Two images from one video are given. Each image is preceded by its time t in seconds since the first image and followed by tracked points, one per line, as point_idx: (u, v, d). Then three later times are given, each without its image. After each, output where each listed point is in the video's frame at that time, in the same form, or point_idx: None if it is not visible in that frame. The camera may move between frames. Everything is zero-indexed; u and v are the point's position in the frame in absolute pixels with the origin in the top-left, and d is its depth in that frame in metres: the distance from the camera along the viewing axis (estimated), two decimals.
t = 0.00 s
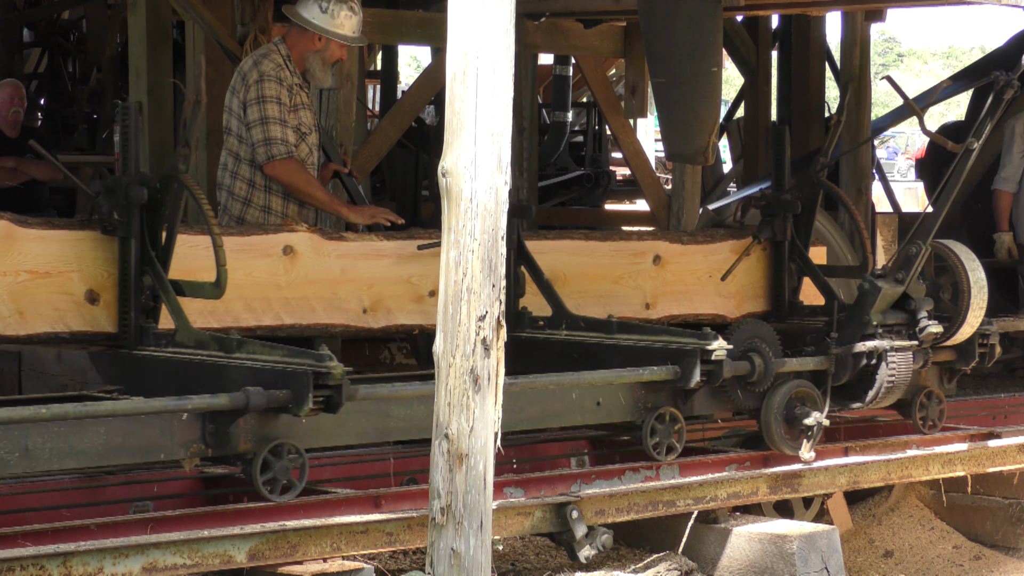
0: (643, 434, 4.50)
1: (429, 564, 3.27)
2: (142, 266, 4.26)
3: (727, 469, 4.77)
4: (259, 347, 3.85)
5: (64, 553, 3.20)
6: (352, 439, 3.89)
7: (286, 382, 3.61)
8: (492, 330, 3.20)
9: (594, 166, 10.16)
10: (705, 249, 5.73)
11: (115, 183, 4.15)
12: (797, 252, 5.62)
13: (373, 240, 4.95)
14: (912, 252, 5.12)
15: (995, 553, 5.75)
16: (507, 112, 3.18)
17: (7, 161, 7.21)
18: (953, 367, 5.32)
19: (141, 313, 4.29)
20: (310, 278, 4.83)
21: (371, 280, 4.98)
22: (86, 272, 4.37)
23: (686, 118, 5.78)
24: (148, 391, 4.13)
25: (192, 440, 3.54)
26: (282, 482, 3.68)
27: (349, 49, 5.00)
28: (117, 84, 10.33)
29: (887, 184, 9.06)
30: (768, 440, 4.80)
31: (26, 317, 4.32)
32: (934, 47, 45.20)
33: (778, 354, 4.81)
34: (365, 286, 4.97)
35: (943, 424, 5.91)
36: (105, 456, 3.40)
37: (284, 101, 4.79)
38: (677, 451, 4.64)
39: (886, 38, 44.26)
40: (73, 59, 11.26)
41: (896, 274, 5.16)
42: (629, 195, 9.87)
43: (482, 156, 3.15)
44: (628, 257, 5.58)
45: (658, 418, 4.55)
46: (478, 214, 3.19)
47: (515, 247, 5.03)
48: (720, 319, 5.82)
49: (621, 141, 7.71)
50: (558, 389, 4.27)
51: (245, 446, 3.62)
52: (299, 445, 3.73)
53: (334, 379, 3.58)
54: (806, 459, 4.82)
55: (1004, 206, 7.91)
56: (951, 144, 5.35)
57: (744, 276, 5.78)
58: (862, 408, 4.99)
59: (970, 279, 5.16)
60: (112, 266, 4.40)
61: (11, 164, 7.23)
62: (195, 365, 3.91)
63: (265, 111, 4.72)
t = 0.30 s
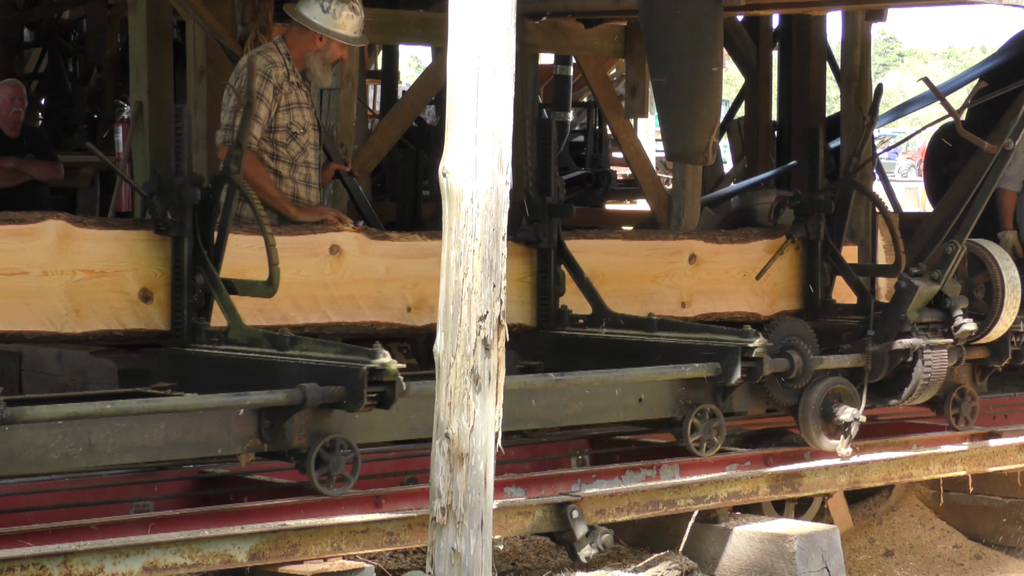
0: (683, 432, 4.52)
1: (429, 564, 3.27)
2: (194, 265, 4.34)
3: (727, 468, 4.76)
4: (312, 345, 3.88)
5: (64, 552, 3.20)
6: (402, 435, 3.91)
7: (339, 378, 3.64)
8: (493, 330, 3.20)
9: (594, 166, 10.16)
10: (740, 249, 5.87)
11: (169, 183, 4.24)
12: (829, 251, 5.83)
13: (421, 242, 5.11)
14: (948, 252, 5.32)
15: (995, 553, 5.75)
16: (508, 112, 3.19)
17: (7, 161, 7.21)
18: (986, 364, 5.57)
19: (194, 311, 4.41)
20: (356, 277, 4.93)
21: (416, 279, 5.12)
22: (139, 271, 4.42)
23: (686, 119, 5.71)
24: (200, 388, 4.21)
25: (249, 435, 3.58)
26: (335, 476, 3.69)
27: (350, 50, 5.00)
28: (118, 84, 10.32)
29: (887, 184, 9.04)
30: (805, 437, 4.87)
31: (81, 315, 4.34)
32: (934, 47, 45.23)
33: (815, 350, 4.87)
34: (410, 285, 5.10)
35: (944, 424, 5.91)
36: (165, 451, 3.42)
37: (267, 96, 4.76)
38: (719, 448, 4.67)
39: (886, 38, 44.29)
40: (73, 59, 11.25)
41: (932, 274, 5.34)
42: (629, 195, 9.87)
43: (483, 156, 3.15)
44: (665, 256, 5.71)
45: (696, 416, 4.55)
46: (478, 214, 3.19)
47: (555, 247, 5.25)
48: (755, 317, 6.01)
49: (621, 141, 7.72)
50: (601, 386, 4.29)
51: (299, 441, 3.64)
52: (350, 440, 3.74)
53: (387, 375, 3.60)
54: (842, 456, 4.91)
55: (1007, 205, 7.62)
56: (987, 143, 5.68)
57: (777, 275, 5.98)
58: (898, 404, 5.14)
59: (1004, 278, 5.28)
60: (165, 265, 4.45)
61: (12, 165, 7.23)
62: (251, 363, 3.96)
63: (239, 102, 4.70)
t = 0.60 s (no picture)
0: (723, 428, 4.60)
1: (429, 564, 3.27)
2: (245, 265, 4.35)
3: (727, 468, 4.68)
4: (366, 342, 4.00)
5: (65, 553, 3.19)
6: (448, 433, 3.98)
7: (392, 375, 3.74)
8: (492, 330, 3.20)
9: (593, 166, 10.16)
10: (772, 248, 5.88)
11: (221, 186, 4.25)
12: (861, 250, 5.76)
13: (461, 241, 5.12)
14: (983, 251, 5.35)
15: (995, 553, 5.75)
16: (507, 111, 3.18)
17: (7, 162, 7.20)
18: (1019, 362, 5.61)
19: (245, 311, 4.39)
20: (400, 276, 4.97)
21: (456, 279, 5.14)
22: (191, 270, 4.44)
23: (685, 118, 5.72)
24: (251, 385, 4.27)
25: (303, 432, 3.73)
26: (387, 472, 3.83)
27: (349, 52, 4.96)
28: (117, 84, 10.31)
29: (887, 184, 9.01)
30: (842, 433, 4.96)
31: (136, 314, 4.37)
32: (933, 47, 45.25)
33: (851, 348, 5.00)
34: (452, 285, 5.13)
35: (943, 424, 5.92)
36: (223, 446, 3.55)
37: (255, 87, 4.79)
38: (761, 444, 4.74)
39: (885, 38, 44.30)
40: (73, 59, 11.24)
41: (967, 271, 5.37)
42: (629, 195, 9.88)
43: (482, 156, 3.15)
44: (700, 255, 5.71)
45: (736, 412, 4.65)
46: (477, 214, 3.18)
47: (595, 246, 5.24)
48: (788, 316, 5.96)
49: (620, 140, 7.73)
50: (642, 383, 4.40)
51: (352, 437, 3.78)
52: (401, 436, 3.89)
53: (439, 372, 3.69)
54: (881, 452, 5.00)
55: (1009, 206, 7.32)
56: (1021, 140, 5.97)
57: (810, 274, 5.90)
58: (934, 400, 5.23)
59: None
60: (217, 264, 4.49)
61: (11, 165, 7.22)
62: (304, 362, 4.03)
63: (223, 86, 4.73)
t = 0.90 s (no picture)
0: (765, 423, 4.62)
1: (430, 564, 3.27)
2: (296, 264, 4.38)
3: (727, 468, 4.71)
4: (415, 339, 4.06)
5: (65, 553, 3.20)
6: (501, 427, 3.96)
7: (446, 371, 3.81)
8: (492, 329, 3.20)
9: (594, 166, 10.17)
10: (807, 247, 5.95)
11: (273, 187, 4.26)
12: (894, 247, 5.75)
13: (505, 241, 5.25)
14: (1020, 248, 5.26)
15: (996, 551, 5.75)
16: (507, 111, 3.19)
17: (7, 163, 7.20)
18: None
19: (296, 308, 4.44)
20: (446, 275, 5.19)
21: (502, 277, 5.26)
22: (244, 270, 4.53)
23: (684, 117, 5.71)
24: (304, 381, 4.30)
25: (359, 426, 3.72)
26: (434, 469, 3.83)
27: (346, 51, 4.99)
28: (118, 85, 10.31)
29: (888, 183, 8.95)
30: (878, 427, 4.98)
31: (190, 313, 4.49)
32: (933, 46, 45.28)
33: (888, 345, 5.00)
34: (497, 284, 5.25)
35: (944, 423, 5.91)
36: (281, 441, 3.57)
37: (262, 94, 4.77)
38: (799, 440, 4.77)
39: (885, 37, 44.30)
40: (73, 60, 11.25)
41: (1003, 268, 5.26)
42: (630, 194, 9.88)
43: (482, 156, 3.15)
44: (736, 253, 5.81)
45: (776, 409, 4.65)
46: (477, 214, 3.18)
47: (634, 245, 5.29)
48: (821, 313, 6.03)
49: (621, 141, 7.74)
50: (686, 379, 4.41)
51: (406, 433, 3.75)
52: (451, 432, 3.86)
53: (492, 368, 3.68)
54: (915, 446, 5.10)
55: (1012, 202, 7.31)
56: None
57: (844, 271, 5.94)
58: (970, 396, 5.19)
59: None
60: (268, 264, 4.56)
61: (11, 166, 7.21)
62: (355, 359, 4.09)
63: (233, 99, 4.71)
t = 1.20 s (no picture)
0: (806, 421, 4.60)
1: (430, 564, 3.27)
2: (349, 263, 4.38)
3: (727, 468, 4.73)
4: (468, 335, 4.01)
5: (65, 554, 3.20)
6: (549, 423, 4.03)
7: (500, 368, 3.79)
8: (492, 329, 3.20)
9: (594, 166, 10.17)
10: (843, 243, 5.86)
11: (327, 192, 4.26)
12: (928, 246, 5.69)
13: (549, 240, 5.21)
14: None
15: (996, 551, 5.75)
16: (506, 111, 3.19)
17: (7, 163, 7.18)
18: None
19: (351, 307, 4.44)
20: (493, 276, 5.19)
21: (547, 278, 5.22)
22: (299, 274, 4.49)
23: (683, 119, 5.69)
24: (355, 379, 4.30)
25: (416, 422, 3.73)
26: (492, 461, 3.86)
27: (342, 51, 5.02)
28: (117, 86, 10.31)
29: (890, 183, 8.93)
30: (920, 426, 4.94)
31: (247, 317, 4.44)
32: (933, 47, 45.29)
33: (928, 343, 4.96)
34: (540, 283, 5.21)
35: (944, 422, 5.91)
36: (342, 438, 3.58)
37: (275, 101, 4.79)
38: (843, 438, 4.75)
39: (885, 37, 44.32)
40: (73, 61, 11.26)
41: None
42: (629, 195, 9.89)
43: (482, 156, 3.15)
44: (774, 250, 5.75)
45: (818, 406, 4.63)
46: (477, 214, 3.18)
47: (676, 245, 5.23)
48: (857, 309, 5.94)
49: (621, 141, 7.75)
50: (731, 376, 4.43)
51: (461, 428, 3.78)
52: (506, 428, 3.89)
53: (547, 365, 3.71)
54: (954, 442, 5.07)
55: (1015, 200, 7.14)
56: None
57: (878, 267, 5.91)
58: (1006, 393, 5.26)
59: None
60: (321, 267, 4.53)
61: (11, 167, 7.19)
62: (404, 356, 4.08)
63: (252, 110, 4.72)
